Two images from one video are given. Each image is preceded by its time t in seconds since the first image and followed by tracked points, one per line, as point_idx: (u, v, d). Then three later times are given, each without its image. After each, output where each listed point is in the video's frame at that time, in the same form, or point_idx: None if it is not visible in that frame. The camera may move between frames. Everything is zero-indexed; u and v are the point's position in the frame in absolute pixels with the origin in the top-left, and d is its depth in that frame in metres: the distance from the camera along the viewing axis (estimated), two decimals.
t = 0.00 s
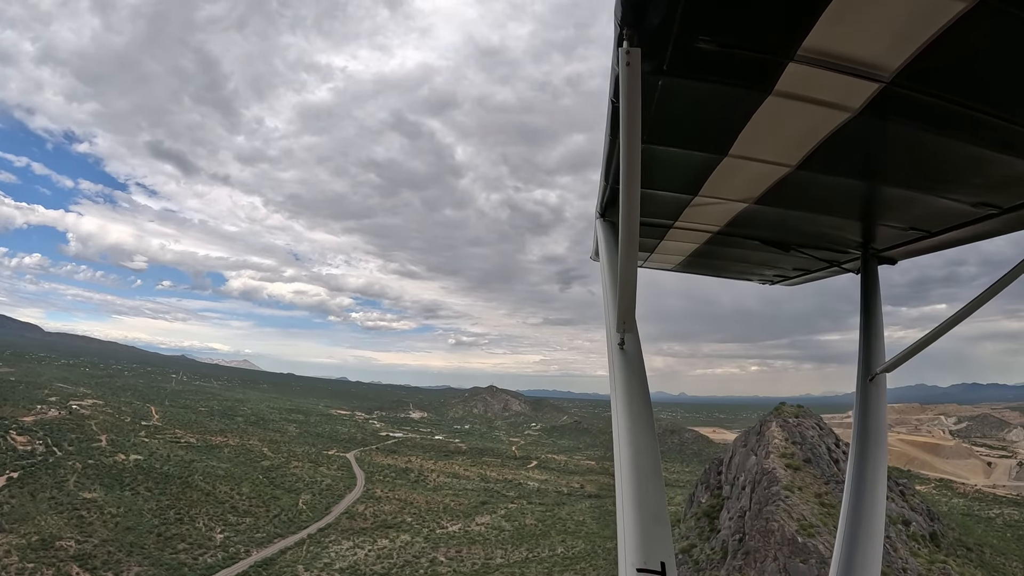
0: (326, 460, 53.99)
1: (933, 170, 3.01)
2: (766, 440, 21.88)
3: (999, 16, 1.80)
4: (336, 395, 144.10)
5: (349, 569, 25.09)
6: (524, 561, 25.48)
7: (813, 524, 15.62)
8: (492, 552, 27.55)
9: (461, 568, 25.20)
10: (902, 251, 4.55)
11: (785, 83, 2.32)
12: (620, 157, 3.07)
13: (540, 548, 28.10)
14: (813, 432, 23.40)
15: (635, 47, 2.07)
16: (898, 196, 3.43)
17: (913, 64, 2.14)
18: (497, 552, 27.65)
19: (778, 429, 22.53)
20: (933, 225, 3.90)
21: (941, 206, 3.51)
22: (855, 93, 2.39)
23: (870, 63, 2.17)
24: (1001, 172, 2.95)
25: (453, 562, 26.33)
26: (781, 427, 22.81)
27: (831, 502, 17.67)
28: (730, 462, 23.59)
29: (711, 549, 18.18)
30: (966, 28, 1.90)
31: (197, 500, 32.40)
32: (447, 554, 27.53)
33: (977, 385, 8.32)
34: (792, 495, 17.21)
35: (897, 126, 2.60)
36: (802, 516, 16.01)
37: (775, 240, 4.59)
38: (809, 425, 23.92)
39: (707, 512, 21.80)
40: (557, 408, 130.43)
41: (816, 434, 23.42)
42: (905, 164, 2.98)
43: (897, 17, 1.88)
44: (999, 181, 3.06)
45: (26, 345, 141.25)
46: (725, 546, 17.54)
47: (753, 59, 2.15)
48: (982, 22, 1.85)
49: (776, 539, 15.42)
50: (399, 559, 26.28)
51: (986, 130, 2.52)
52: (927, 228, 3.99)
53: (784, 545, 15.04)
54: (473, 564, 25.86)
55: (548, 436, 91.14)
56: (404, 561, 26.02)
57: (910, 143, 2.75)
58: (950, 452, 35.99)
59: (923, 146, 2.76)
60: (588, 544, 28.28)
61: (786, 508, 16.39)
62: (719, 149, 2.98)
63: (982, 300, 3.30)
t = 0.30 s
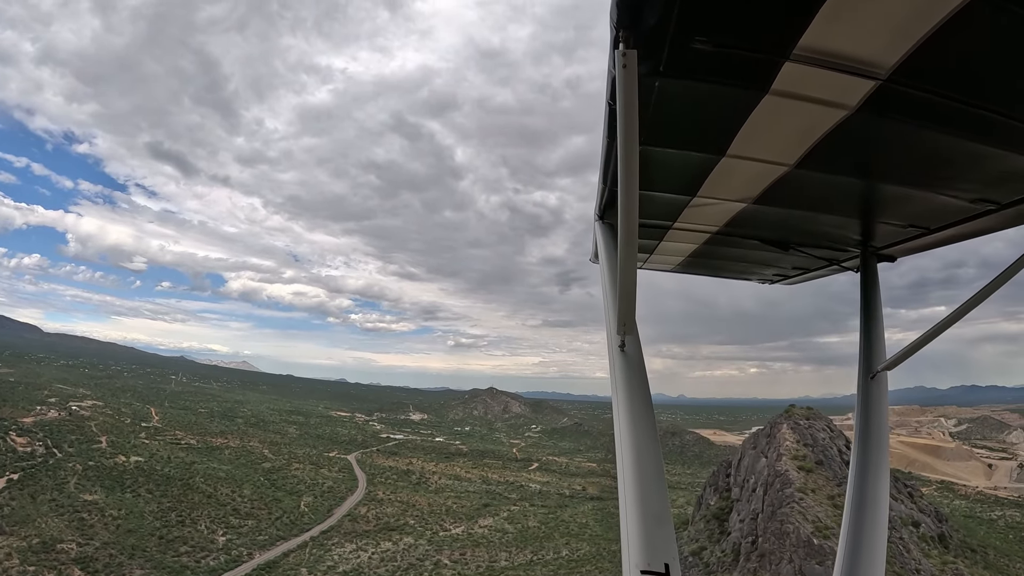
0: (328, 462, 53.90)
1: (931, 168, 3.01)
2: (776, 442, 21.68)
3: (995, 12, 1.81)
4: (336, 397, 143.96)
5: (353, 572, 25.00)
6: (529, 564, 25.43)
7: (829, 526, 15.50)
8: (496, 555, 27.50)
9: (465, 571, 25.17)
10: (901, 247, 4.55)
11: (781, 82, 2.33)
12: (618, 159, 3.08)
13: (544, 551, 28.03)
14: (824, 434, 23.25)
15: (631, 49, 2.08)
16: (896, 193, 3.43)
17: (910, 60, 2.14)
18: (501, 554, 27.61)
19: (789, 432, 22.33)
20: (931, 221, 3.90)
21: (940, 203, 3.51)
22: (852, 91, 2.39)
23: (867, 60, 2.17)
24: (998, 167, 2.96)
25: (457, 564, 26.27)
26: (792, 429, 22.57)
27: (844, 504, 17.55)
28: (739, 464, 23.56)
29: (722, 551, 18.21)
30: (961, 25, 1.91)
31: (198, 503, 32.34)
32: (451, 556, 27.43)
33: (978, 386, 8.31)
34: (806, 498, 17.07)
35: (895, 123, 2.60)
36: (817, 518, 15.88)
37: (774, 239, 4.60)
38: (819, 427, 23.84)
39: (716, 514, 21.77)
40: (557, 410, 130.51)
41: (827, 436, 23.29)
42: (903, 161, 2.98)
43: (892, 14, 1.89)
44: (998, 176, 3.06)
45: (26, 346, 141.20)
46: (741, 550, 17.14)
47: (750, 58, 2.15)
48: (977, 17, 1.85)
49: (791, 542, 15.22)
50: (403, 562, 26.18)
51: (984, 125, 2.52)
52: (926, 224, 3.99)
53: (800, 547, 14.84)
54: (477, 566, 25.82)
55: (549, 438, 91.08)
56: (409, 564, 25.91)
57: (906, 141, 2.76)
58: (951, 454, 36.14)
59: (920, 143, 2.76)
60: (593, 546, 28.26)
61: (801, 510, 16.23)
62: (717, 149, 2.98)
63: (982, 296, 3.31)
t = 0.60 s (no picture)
0: (329, 464, 53.84)
1: (923, 171, 3.02)
2: (787, 444, 21.43)
3: (990, 16, 1.81)
4: (336, 398, 143.75)
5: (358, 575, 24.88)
6: (534, 566, 25.32)
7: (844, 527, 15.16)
8: (500, 558, 27.43)
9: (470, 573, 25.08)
10: (894, 251, 4.56)
11: (774, 86, 2.33)
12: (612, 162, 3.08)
13: (549, 553, 27.95)
14: (836, 435, 23.05)
15: (625, 54, 2.08)
16: (889, 196, 3.43)
17: (903, 63, 2.14)
18: (506, 557, 27.53)
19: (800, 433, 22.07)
20: (924, 225, 3.91)
21: (933, 206, 3.52)
22: (845, 96, 2.40)
23: (858, 65, 2.17)
24: (991, 171, 2.96)
25: (461, 566, 26.13)
26: (803, 430, 22.30)
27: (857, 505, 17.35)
28: (748, 466, 23.53)
29: (733, 552, 18.19)
30: (954, 28, 1.91)
31: (200, 505, 32.32)
32: (455, 558, 27.32)
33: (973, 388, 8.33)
34: (822, 499, 16.75)
35: (887, 127, 2.60)
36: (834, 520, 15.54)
37: (768, 244, 4.62)
38: (830, 428, 23.72)
39: (726, 517, 21.80)
40: (557, 412, 130.37)
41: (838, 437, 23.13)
42: (897, 164, 2.98)
43: (884, 17, 1.89)
44: (989, 180, 3.07)
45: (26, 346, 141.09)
46: (755, 552, 16.80)
47: (743, 63, 2.16)
48: (971, 22, 1.86)
49: (807, 543, 14.82)
50: (408, 565, 26.08)
51: (975, 129, 2.53)
52: (918, 228, 4.00)
53: (815, 548, 14.46)
54: (482, 569, 25.74)
55: (550, 440, 90.99)
56: (413, 567, 25.80)
57: (898, 145, 2.78)
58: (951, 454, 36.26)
59: (912, 147, 2.77)
60: (598, 549, 28.20)
61: (816, 512, 15.90)
62: (710, 154, 2.99)
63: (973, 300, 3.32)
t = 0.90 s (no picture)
0: (330, 465, 53.73)
1: (916, 177, 3.02)
2: (798, 446, 21.22)
3: (982, 23, 1.82)
4: (336, 399, 143.54)
5: None
6: (540, 568, 25.22)
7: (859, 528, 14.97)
8: (504, 560, 27.30)
9: None
10: (886, 257, 4.57)
11: (767, 91, 2.34)
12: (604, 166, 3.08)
13: (554, 555, 27.84)
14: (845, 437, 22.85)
15: (619, 58, 2.09)
16: (880, 202, 3.44)
17: (896, 69, 2.15)
18: (510, 559, 27.44)
19: (811, 435, 21.85)
20: (916, 230, 3.92)
21: (925, 212, 3.53)
22: (837, 101, 2.41)
23: (850, 70, 2.18)
24: (980, 178, 2.98)
25: (465, 569, 26.01)
26: (814, 433, 22.10)
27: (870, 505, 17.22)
28: (757, 468, 23.41)
29: (744, 555, 17.94)
30: (948, 36, 1.92)
31: (202, 507, 32.26)
32: (460, 561, 27.22)
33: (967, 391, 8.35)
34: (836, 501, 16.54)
35: (878, 133, 2.61)
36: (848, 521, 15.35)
37: (761, 248, 4.62)
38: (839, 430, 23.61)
39: (736, 518, 21.57)
40: (557, 414, 130.19)
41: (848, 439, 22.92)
42: (888, 171, 3.00)
43: (875, 23, 1.90)
44: (979, 187, 3.08)
45: (27, 347, 140.86)
46: (768, 554, 16.38)
47: (735, 68, 2.16)
48: (962, 28, 1.87)
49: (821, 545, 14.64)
50: (412, 567, 25.95)
51: (966, 136, 2.54)
52: (910, 234, 4.02)
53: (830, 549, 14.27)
54: (487, 571, 25.64)
55: (550, 441, 90.86)
56: (417, 569, 25.64)
57: (888, 151, 2.79)
58: (954, 456, 36.17)
59: (903, 153, 2.79)
60: (602, 552, 28.14)
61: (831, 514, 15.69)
62: (703, 158, 2.99)
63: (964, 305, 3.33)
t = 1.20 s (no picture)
0: (331, 467, 53.61)
1: (908, 182, 3.03)
2: (809, 446, 21.07)
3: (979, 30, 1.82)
4: (336, 400, 143.38)
5: None
6: (544, 570, 25.12)
7: (873, 529, 14.82)
8: (509, 562, 27.21)
9: None
10: (878, 260, 4.58)
11: (762, 95, 2.34)
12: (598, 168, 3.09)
13: (559, 557, 27.79)
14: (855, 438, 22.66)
15: (613, 59, 2.07)
16: (871, 206, 3.45)
17: (888, 75, 2.15)
18: (515, 561, 27.34)
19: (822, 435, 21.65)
20: (909, 235, 3.93)
21: (917, 216, 3.54)
22: (831, 106, 2.41)
23: (844, 75, 2.18)
24: (972, 183, 2.98)
25: (470, 571, 25.88)
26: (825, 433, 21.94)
27: (881, 506, 17.11)
28: (765, 470, 23.30)
29: (755, 555, 17.61)
30: (940, 43, 1.93)
31: (203, 509, 32.18)
32: (464, 563, 27.12)
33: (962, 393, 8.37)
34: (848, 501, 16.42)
35: (871, 138, 2.62)
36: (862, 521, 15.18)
37: (753, 250, 4.62)
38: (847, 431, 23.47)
39: (746, 519, 21.35)
40: (557, 415, 130.07)
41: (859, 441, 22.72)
42: (879, 176, 3.01)
43: (870, 29, 1.90)
44: (971, 192, 3.09)
45: (26, 347, 140.66)
46: (780, 554, 15.94)
47: (730, 72, 2.17)
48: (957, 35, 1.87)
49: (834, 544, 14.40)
50: (416, 568, 25.82)
51: (959, 141, 2.55)
52: (902, 238, 4.03)
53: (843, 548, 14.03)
54: (491, 573, 25.55)
55: (551, 442, 90.79)
56: (422, 571, 25.54)
57: (881, 155, 2.79)
58: (955, 456, 36.30)
59: (897, 157, 2.78)
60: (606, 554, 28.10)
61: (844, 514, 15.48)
62: (696, 161, 3.00)
63: (956, 310, 3.33)
